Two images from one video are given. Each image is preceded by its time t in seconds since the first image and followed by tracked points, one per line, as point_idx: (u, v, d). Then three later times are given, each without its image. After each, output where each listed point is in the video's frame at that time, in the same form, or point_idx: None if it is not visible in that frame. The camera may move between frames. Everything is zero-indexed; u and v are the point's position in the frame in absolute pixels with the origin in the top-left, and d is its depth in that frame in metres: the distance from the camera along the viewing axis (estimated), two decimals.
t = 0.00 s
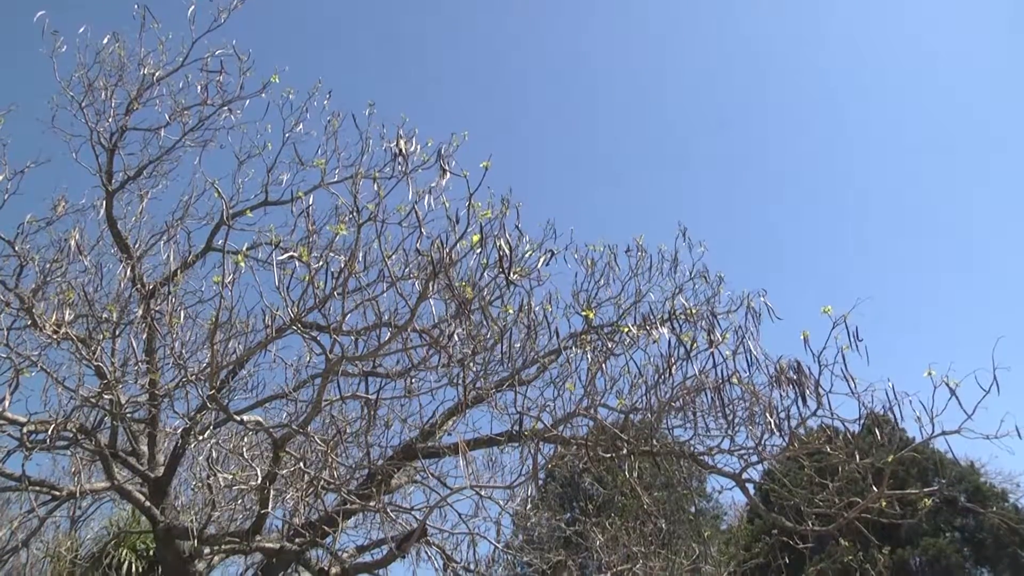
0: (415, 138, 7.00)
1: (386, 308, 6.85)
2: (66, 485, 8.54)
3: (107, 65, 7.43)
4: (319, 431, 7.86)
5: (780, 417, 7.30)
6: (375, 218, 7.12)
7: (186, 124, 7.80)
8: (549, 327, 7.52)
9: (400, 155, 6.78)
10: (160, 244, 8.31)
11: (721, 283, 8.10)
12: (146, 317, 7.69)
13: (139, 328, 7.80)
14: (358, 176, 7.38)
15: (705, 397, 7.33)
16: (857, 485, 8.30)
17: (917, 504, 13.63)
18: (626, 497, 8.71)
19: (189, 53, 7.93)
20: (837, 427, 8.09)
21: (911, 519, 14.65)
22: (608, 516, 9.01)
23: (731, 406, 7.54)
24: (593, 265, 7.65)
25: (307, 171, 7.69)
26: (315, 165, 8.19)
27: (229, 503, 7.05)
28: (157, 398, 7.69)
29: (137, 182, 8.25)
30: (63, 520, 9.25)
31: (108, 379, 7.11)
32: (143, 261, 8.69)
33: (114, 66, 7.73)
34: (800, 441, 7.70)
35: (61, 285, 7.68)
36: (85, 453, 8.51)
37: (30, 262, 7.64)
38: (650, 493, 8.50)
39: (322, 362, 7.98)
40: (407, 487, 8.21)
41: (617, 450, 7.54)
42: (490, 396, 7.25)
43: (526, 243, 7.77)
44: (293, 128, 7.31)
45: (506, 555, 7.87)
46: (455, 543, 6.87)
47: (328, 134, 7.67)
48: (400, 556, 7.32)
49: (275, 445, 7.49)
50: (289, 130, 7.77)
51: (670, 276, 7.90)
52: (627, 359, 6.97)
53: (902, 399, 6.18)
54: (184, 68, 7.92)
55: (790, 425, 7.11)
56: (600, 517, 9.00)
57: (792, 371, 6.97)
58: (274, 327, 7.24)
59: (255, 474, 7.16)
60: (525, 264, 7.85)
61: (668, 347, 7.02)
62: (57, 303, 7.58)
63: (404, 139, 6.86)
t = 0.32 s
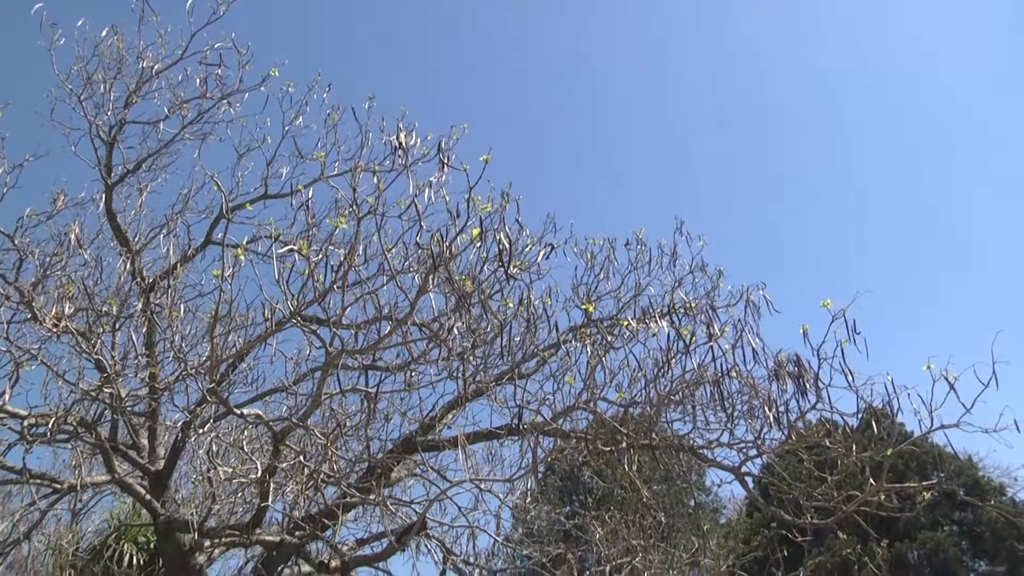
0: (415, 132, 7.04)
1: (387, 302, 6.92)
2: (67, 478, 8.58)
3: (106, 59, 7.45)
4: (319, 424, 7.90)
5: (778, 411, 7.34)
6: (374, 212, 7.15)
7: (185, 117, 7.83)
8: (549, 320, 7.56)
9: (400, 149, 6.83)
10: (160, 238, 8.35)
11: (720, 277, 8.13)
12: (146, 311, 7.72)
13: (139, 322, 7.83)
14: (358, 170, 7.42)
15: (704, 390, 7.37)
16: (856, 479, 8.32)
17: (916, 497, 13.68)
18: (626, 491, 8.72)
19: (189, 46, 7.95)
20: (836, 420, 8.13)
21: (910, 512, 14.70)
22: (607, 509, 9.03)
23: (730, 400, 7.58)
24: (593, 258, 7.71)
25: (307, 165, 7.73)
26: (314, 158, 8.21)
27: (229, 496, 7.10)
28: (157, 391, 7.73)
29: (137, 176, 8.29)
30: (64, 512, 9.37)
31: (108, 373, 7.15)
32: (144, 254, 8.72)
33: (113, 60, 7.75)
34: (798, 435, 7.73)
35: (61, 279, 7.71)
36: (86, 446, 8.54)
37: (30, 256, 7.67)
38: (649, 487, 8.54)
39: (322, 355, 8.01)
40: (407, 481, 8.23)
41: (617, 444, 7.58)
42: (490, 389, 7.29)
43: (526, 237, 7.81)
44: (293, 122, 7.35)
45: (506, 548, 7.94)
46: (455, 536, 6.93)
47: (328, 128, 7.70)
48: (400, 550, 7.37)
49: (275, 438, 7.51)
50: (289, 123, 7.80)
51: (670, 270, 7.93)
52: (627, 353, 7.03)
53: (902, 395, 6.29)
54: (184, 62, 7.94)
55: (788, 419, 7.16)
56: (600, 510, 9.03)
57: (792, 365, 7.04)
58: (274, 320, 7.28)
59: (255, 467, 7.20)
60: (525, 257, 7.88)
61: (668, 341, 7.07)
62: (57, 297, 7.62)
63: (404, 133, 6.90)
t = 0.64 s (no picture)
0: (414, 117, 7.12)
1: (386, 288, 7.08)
2: (67, 462, 8.62)
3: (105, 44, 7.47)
4: (319, 409, 7.95)
5: (777, 397, 7.40)
6: (374, 198, 7.19)
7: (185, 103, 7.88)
8: (548, 305, 7.62)
9: (399, 135, 6.93)
10: (161, 223, 8.46)
11: (719, 263, 8.18)
12: (146, 296, 7.75)
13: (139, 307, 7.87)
14: (357, 155, 7.46)
15: (703, 376, 7.43)
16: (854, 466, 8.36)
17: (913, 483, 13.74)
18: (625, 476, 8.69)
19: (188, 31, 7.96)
20: (835, 406, 8.18)
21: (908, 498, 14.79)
22: (607, 495, 9.02)
23: (728, 385, 7.63)
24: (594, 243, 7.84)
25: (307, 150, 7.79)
26: (314, 144, 8.22)
27: (229, 480, 7.16)
28: (158, 376, 7.77)
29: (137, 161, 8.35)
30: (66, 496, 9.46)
31: (108, 358, 7.20)
32: (143, 240, 8.75)
33: (112, 44, 7.76)
34: (797, 421, 7.78)
35: (61, 265, 7.75)
36: (86, 431, 8.59)
37: (30, 241, 7.71)
38: (649, 472, 8.56)
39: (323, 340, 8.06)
40: (407, 466, 8.26)
41: (617, 429, 7.63)
42: (490, 375, 7.33)
43: (526, 222, 7.86)
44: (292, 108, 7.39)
45: (505, 532, 8.00)
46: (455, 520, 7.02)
47: (328, 113, 7.80)
48: (400, 534, 7.43)
49: (276, 423, 7.55)
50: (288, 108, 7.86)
51: (670, 256, 7.98)
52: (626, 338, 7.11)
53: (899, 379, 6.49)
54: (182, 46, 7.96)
55: (785, 405, 7.22)
56: (599, 496, 9.03)
57: (791, 351, 7.19)
58: (274, 305, 7.33)
59: (255, 451, 7.27)
60: (525, 243, 7.92)
61: (667, 327, 7.14)
62: (57, 282, 7.66)
63: (403, 118, 6.99)
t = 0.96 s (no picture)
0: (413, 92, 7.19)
1: (386, 262, 7.42)
2: (69, 436, 8.67)
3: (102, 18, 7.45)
4: (320, 384, 7.99)
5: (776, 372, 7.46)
6: (374, 172, 7.26)
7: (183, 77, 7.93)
8: (548, 280, 7.69)
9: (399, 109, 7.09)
10: (160, 197, 8.64)
11: (719, 239, 8.20)
12: (146, 271, 7.79)
13: (139, 282, 7.90)
14: (357, 130, 7.49)
15: (702, 351, 7.49)
16: (852, 442, 8.42)
17: (909, 460, 13.83)
18: (624, 452, 8.73)
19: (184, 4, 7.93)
20: (833, 382, 8.23)
21: (904, 474, 14.87)
22: (606, 470, 9.06)
23: (727, 361, 7.67)
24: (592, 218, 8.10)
25: (306, 125, 7.90)
26: (314, 119, 8.21)
27: (230, 454, 7.23)
28: (158, 351, 7.81)
29: (135, 136, 8.42)
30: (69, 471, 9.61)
31: (109, 332, 7.25)
32: (142, 215, 8.75)
33: (109, 18, 7.73)
34: (795, 396, 7.83)
35: (61, 240, 7.78)
36: (88, 406, 8.64)
37: (28, 216, 7.73)
38: (647, 447, 8.61)
39: (323, 315, 8.10)
40: (406, 440, 8.30)
41: (616, 404, 7.68)
42: (489, 350, 7.38)
43: (526, 197, 7.91)
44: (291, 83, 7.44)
45: (504, 506, 8.08)
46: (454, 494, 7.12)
47: (328, 88, 7.98)
48: (400, 508, 7.49)
49: (276, 397, 7.60)
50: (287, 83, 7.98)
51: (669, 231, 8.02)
52: (626, 314, 7.20)
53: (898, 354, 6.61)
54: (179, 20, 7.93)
55: (783, 380, 7.28)
56: (598, 471, 9.07)
57: (790, 327, 7.28)
58: (275, 280, 7.39)
59: (256, 425, 7.32)
60: (525, 219, 7.92)
61: (667, 302, 7.21)
62: (56, 257, 7.68)
63: (403, 92, 7.11)
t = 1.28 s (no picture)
0: (412, 56, 7.18)
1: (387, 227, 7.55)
2: (70, 401, 8.70)
3: None
4: (320, 348, 8.00)
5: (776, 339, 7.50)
6: (374, 136, 7.27)
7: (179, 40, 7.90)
8: (548, 245, 7.70)
9: (400, 72, 7.11)
10: (158, 162, 8.61)
11: (720, 205, 8.18)
12: (145, 236, 7.79)
13: (138, 247, 7.91)
14: (356, 93, 7.47)
15: (701, 316, 7.52)
16: (850, 408, 8.46)
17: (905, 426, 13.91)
18: (622, 417, 8.79)
19: None
20: (833, 348, 8.25)
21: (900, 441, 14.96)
22: (604, 435, 9.10)
23: (727, 327, 7.68)
24: (593, 183, 8.19)
25: (306, 90, 7.92)
26: (313, 82, 8.15)
27: (230, 418, 7.29)
28: (158, 315, 7.84)
29: (132, 100, 8.38)
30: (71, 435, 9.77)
31: (108, 297, 7.28)
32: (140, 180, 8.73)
33: None
34: (794, 362, 7.85)
35: (58, 205, 7.78)
36: (88, 371, 8.68)
37: (25, 181, 7.73)
38: (645, 413, 8.65)
39: (323, 280, 8.11)
40: (406, 405, 8.34)
41: (615, 369, 7.71)
42: (489, 315, 7.40)
43: (527, 161, 7.93)
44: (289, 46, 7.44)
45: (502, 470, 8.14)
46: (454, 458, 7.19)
47: (326, 52, 7.94)
48: (400, 472, 7.55)
49: (277, 361, 7.64)
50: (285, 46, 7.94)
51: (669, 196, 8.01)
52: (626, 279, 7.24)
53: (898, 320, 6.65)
54: None
55: (782, 346, 7.31)
56: (597, 436, 9.11)
57: (789, 292, 7.30)
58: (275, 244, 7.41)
59: (256, 389, 7.36)
60: (525, 183, 7.90)
61: (666, 267, 7.24)
62: (54, 222, 7.66)
63: (402, 55, 7.13)
